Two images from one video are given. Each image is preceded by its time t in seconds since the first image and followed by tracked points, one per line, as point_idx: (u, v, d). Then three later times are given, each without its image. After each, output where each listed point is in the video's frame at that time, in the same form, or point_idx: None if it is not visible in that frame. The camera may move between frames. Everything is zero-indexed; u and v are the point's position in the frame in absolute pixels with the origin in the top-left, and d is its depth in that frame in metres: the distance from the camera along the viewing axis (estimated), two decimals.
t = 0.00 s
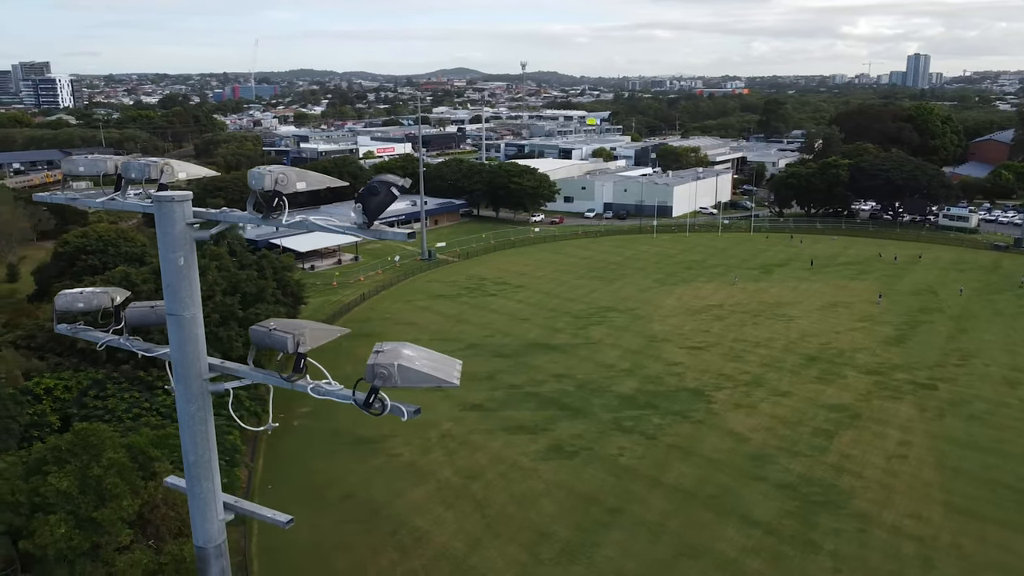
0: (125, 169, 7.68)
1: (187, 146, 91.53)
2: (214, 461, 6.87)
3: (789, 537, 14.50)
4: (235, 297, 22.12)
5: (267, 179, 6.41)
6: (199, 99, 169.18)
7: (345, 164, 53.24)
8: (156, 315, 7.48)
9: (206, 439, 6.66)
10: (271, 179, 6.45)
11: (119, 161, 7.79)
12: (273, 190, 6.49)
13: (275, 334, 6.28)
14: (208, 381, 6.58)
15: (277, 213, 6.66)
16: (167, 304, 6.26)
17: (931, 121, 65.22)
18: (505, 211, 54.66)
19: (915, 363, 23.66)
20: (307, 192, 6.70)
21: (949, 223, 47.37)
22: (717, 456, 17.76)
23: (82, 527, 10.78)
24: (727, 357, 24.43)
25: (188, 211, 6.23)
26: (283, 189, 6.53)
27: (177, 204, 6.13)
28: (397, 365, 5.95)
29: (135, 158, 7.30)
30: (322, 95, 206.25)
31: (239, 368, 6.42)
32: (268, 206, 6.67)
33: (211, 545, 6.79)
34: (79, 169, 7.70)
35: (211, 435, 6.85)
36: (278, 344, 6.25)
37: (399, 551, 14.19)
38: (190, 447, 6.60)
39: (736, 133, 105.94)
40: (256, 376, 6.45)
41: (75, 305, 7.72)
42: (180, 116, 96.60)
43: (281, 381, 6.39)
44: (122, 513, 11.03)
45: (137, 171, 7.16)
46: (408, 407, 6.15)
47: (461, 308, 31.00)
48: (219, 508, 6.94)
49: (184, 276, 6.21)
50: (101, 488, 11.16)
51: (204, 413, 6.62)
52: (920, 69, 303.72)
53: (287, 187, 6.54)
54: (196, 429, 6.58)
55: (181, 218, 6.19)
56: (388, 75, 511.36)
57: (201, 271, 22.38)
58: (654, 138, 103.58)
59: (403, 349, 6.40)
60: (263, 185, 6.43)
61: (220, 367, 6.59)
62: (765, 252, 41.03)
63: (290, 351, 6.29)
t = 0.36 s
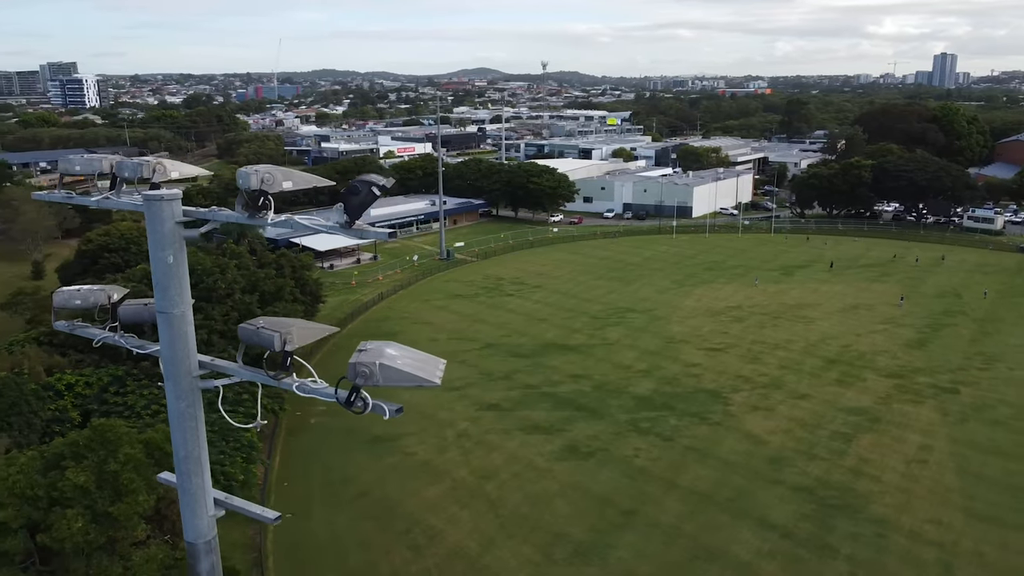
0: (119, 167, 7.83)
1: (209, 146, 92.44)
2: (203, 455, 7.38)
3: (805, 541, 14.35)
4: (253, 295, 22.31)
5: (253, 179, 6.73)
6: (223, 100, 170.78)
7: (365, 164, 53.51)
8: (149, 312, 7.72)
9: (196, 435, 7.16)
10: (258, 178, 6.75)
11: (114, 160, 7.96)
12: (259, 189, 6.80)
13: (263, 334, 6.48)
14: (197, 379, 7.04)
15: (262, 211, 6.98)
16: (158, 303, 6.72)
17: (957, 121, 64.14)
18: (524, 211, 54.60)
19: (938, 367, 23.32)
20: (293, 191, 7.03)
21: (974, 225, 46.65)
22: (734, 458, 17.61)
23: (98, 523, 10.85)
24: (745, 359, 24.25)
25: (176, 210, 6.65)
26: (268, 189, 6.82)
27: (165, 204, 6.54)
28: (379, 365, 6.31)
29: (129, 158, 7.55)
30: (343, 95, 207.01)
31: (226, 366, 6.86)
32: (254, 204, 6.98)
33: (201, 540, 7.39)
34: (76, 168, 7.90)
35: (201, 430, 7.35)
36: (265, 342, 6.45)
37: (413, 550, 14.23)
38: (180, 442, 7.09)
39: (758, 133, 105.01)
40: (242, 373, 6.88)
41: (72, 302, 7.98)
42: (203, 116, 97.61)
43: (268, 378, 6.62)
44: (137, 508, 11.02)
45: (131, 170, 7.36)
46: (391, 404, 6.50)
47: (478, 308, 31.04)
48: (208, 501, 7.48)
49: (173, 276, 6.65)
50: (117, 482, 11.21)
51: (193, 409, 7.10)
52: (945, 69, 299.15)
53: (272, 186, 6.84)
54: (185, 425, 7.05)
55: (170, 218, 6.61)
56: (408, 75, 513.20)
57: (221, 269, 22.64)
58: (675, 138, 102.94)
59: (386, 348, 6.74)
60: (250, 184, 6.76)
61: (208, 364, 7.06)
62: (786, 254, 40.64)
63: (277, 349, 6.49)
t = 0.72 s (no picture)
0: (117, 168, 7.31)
1: (234, 145, 93.57)
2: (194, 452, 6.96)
3: (823, 546, 14.19)
4: (273, 294, 22.53)
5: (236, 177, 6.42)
6: (249, 100, 172.64)
7: (386, 163, 53.80)
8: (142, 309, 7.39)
9: (185, 431, 6.76)
10: (241, 177, 6.45)
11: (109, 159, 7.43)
12: (243, 188, 6.51)
13: (248, 330, 6.15)
14: (187, 376, 6.65)
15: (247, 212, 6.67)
16: (145, 298, 6.37)
17: (985, 122, 63.13)
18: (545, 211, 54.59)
19: (962, 370, 22.95)
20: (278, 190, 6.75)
21: (1001, 227, 45.97)
22: (752, 461, 17.47)
23: (116, 517, 10.98)
24: (765, 360, 24.04)
25: (164, 207, 6.29)
26: (252, 188, 6.54)
27: (154, 200, 6.21)
28: (358, 362, 6.08)
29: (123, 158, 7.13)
30: (366, 95, 208.33)
31: (215, 362, 6.47)
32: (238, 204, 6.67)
33: (190, 534, 6.94)
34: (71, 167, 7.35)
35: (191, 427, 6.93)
36: (249, 340, 6.12)
37: (427, 548, 14.28)
38: (169, 439, 6.69)
39: (782, 133, 104.19)
40: (231, 371, 6.44)
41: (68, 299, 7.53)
42: (229, 116, 98.88)
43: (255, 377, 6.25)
44: (154, 502, 11.15)
45: (121, 170, 7.00)
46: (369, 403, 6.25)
47: (497, 307, 31.08)
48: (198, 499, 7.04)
49: (161, 273, 6.29)
50: (134, 477, 11.39)
51: (182, 405, 6.70)
52: (974, 69, 294.42)
53: (256, 186, 6.57)
54: (174, 422, 6.65)
55: (158, 215, 6.26)
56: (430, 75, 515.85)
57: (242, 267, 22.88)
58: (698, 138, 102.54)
59: (365, 348, 6.51)
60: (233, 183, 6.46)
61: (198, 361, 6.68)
62: (808, 255, 40.29)
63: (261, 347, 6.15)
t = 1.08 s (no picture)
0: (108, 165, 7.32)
1: (259, 144, 94.53)
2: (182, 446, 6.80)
3: (840, 550, 14.02)
4: (293, 292, 22.72)
5: (218, 177, 6.29)
6: (274, 100, 174.40)
7: (407, 163, 54.06)
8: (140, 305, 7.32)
9: (173, 426, 6.59)
10: (224, 175, 6.31)
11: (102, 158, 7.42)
12: (224, 187, 6.35)
13: (232, 327, 6.11)
14: (175, 372, 6.47)
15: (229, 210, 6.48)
16: (134, 295, 6.18)
17: (1016, 122, 62.01)
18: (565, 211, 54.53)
19: (986, 375, 22.57)
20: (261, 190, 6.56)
21: None
22: (770, 464, 17.31)
23: (133, 511, 11.09)
24: (786, 363, 23.81)
25: (153, 205, 6.09)
26: (235, 187, 6.38)
27: (141, 198, 6.02)
28: (335, 359, 6.01)
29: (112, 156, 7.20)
30: (389, 95, 209.20)
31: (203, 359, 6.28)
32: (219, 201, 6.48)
33: (178, 528, 6.80)
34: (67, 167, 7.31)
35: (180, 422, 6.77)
36: (234, 336, 6.06)
37: (441, 547, 14.32)
38: (157, 433, 6.53)
39: (807, 134, 103.17)
40: (217, 368, 6.34)
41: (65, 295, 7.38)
42: (254, 116, 99.91)
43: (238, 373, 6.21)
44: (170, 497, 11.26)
45: (114, 169, 7.08)
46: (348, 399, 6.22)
47: (517, 307, 31.08)
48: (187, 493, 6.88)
49: (149, 270, 6.09)
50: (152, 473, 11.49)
51: (170, 401, 6.53)
52: (1004, 68, 289.12)
53: (239, 185, 6.39)
54: (162, 417, 6.49)
55: (146, 213, 6.06)
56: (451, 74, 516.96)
57: (263, 266, 23.12)
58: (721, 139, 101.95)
59: (345, 345, 6.47)
60: (215, 181, 6.32)
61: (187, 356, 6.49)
62: (832, 257, 39.86)
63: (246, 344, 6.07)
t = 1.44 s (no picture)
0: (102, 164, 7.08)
1: (283, 144, 95.39)
2: (170, 438, 6.85)
3: (857, 555, 13.86)
4: (312, 290, 22.89)
5: (201, 175, 6.29)
6: (299, 100, 175.96)
7: (428, 163, 54.26)
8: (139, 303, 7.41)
9: (161, 420, 6.64)
10: (206, 174, 6.30)
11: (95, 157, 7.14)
12: (207, 185, 6.34)
13: (216, 323, 6.10)
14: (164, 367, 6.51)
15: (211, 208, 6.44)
16: (123, 292, 6.22)
17: None
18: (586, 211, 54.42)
19: (1012, 380, 22.18)
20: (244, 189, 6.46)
21: None
22: (788, 467, 17.15)
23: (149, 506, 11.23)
24: (806, 366, 23.58)
25: (141, 203, 6.17)
26: (218, 185, 6.34)
27: (129, 197, 6.09)
28: (311, 355, 6.04)
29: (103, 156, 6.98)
30: (412, 95, 209.82)
31: (190, 354, 6.34)
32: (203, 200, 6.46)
33: (166, 521, 6.84)
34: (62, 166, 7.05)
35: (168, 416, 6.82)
36: (218, 333, 6.05)
37: (455, 546, 14.35)
38: (146, 428, 6.58)
39: (832, 134, 102.04)
40: (204, 364, 6.37)
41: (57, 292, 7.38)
42: (278, 116, 100.87)
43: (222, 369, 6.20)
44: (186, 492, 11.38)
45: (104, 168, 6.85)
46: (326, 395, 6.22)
47: (535, 307, 31.07)
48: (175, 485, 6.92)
49: (137, 266, 6.13)
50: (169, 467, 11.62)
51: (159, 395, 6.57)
52: None
53: (223, 184, 6.33)
54: (150, 412, 6.53)
55: (133, 211, 6.13)
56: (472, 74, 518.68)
57: (283, 264, 23.32)
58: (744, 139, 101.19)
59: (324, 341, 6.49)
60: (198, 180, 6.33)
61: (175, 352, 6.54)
62: (856, 259, 39.41)
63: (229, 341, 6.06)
